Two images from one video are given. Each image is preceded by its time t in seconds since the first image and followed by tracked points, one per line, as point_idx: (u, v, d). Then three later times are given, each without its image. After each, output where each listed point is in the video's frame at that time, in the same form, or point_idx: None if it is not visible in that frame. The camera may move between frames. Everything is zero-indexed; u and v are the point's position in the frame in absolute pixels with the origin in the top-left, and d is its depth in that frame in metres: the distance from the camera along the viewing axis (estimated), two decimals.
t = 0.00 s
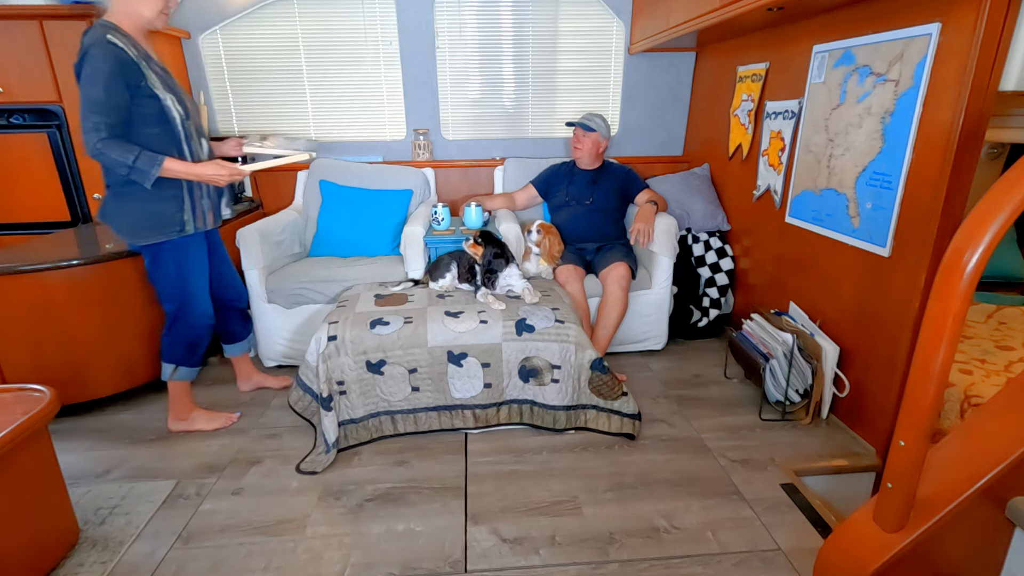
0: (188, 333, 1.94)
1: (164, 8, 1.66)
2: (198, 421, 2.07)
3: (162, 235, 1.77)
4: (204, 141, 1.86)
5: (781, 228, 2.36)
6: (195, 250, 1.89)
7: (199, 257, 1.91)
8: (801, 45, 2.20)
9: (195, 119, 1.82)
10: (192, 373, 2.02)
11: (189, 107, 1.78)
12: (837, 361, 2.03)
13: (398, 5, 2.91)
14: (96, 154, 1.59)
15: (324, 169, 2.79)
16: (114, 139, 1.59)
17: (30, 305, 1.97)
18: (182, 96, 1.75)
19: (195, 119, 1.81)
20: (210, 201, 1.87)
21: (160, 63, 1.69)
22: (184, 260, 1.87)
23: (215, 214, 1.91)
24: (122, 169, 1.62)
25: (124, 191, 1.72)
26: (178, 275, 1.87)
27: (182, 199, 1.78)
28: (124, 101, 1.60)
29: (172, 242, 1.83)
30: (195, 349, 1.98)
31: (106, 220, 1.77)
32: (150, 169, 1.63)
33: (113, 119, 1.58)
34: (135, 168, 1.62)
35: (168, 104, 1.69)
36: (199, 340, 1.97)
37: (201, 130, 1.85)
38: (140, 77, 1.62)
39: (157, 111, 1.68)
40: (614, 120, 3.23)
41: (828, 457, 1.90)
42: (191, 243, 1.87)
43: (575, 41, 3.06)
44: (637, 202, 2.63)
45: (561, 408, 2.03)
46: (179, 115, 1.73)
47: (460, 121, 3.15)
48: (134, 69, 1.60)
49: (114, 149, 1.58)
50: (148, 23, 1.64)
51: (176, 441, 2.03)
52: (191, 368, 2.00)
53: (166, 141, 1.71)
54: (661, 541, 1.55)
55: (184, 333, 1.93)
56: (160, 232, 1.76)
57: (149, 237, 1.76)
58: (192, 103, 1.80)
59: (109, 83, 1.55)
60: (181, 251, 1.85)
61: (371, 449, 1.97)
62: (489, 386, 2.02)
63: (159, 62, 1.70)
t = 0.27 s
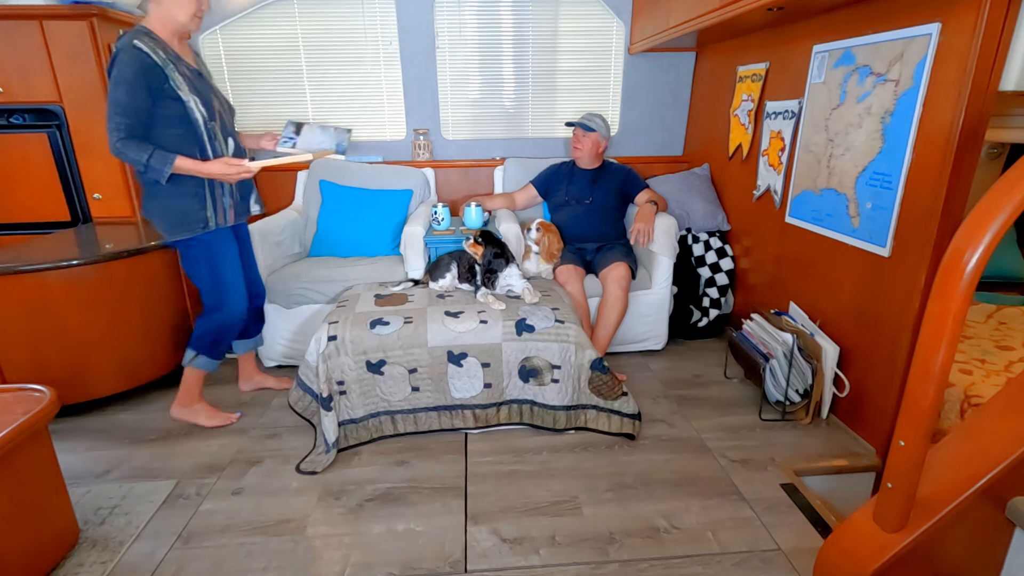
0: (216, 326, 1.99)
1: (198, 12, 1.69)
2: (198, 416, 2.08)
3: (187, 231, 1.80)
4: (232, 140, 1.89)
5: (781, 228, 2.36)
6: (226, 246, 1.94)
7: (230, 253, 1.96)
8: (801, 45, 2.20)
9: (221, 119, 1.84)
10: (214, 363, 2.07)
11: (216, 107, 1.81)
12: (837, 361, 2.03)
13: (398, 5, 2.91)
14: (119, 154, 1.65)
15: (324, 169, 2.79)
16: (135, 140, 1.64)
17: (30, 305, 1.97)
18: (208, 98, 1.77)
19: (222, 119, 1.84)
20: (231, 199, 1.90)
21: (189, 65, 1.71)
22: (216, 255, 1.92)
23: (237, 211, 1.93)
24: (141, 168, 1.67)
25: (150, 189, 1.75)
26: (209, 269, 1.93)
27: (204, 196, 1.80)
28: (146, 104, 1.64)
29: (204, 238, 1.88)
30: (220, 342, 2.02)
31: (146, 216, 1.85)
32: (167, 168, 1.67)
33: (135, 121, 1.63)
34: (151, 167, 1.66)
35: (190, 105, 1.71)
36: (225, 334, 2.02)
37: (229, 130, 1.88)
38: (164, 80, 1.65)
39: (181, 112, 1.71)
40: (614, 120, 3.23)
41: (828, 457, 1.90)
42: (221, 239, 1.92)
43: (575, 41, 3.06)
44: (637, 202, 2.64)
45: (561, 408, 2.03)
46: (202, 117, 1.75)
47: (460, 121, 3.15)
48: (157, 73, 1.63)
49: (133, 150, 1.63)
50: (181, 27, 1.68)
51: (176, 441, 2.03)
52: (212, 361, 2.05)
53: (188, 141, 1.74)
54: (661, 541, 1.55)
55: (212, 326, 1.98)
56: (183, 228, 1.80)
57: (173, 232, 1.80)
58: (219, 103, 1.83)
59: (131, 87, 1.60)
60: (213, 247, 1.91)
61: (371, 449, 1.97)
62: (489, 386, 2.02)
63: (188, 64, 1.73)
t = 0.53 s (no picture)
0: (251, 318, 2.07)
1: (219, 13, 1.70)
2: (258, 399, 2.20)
3: (195, 228, 1.81)
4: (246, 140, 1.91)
5: (781, 228, 2.36)
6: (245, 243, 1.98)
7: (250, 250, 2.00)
8: (801, 45, 2.20)
9: (237, 120, 1.85)
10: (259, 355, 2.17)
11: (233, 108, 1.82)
12: (837, 361, 2.03)
13: (398, 5, 2.91)
14: (137, 150, 1.70)
15: (324, 169, 2.79)
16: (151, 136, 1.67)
17: (30, 304, 1.97)
18: (224, 98, 1.78)
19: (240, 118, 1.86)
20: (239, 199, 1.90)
21: (208, 65, 1.73)
22: (232, 253, 1.96)
23: (244, 211, 1.94)
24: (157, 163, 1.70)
25: (163, 183, 1.77)
26: (228, 269, 1.98)
27: (213, 195, 1.81)
28: (162, 103, 1.68)
29: (221, 236, 1.92)
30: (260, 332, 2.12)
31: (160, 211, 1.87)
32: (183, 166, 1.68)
33: (151, 117, 1.67)
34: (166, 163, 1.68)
35: (204, 105, 1.73)
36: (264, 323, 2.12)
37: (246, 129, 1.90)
38: (179, 79, 1.68)
39: (195, 112, 1.74)
40: (614, 120, 3.22)
41: (828, 457, 1.90)
42: (238, 237, 1.95)
43: (575, 41, 3.06)
44: (637, 202, 2.64)
45: (561, 408, 2.03)
46: (215, 117, 1.76)
47: (460, 121, 3.15)
48: (172, 73, 1.66)
49: (149, 146, 1.67)
50: (202, 27, 1.69)
51: (176, 441, 2.03)
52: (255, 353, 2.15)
53: (200, 140, 1.76)
54: (661, 541, 1.55)
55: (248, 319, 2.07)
56: (191, 225, 1.81)
57: (181, 228, 1.81)
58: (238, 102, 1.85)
59: (147, 86, 1.64)
60: (232, 244, 1.94)
61: (371, 449, 1.97)
62: (489, 386, 2.02)
63: (210, 64, 1.75)
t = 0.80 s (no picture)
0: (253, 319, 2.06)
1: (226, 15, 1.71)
2: (268, 399, 2.21)
3: (204, 229, 1.82)
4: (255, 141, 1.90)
5: (781, 228, 2.36)
6: (250, 245, 1.96)
7: (254, 251, 1.98)
8: (801, 45, 2.20)
9: (247, 120, 1.85)
10: (264, 356, 2.17)
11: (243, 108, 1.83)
12: (837, 361, 2.03)
13: (398, 5, 2.91)
14: (148, 152, 1.71)
15: (324, 169, 2.79)
16: (161, 137, 1.69)
17: (30, 304, 1.97)
18: (233, 98, 1.79)
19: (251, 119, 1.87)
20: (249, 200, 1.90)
21: (217, 65, 1.74)
22: (235, 254, 1.94)
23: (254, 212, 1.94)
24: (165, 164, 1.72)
25: (174, 184, 1.80)
26: (230, 271, 1.97)
27: (222, 196, 1.82)
28: (171, 104, 1.69)
29: (225, 237, 1.91)
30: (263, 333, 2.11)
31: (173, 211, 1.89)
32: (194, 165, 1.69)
33: (160, 118, 1.68)
34: (177, 163, 1.69)
35: (213, 105, 1.73)
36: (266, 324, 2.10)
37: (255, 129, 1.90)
38: (188, 80, 1.69)
39: (204, 112, 1.75)
40: (614, 120, 3.22)
41: (828, 457, 1.90)
42: (242, 238, 1.93)
43: (575, 41, 3.06)
44: (637, 202, 2.64)
45: (562, 408, 2.03)
46: (224, 117, 1.76)
47: (460, 121, 3.16)
48: (181, 73, 1.67)
49: (159, 147, 1.67)
50: (210, 29, 1.70)
51: (176, 441, 2.03)
52: (259, 354, 2.14)
53: (209, 141, 1.77)
54: (661, 541, 1.55)
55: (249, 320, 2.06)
56: (200, 225, 1.82)
57: (191, 228, 1.83)
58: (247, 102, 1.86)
59: (156, 87, 1.65)
60: (236, 246, 1.93)
61: (371, 449, 1.97)
62: (489, 386, 2.02)
63: (218, 64, 1.76)
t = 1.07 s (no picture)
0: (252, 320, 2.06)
1: (235, 12, 1.70)
2: (268, 399, 2.21)
3: (204, 230, 1.83)
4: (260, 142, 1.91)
5: (781, 228, 2.36)
6: (251, 245, 1.96)
7: (255, 252, 1.98)
8: (801, 45, 2.20)
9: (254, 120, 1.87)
10: (264, 356, 2.16)
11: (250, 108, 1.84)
12: (837, 361, 2.03)
13: (398, 5, 2.91)
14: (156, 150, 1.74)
15: (324, 169, 2.79)
16: (169, 132, 1.71)
17: (30, 304, 1.97)
18: (240, 99, 1.81)
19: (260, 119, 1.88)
20: (252, 201, 1.90)
21: (225, 65, 1.76)
22: (235, 254, 1.94)
23: (257, 214, 1.93)
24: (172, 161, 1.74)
25: (179, 184, 1.82)
26: (230, 270, 1.97)
27: (223, 196, 1.83)
28: (178, 102, 1.71)
29: (226, 237, 1.91)
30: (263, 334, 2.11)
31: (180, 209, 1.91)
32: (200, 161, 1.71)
33: (168, 116, 1.70)
34: (184, 157, 1.71)
35: (218, 105, 1.76)
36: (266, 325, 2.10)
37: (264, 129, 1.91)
38: (195, 79, 1.71)
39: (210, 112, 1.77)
40: (614, 120, 3.22)
41: (828, 457, 1.90)
42: (243, 239, 1.93)
43: (575, 41, 3.06)
44: (637, 202, 2.64)
45: (561, 408, 2.03)
46: (228, 117, 1.78)
47: (460, 121, 3.16)
48: (187, 72, 1.69)
49: (164, 142, 1.70)
50: (218, 27, 1.70)
51: (176, 441, 2.03)
52: (258, 356, 2.14)
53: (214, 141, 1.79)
54: (661, 541, 1.55)
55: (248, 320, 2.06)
56: (201, 225, 1.83)
57: (193, 227, 1.84)
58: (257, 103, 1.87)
59: (163, 86, 1.68)
60: (237, 245, 1.93)
61: (371, 449, 1.97)
62: (489, 386, 2.02)
63: (228, 64, 1.77)
